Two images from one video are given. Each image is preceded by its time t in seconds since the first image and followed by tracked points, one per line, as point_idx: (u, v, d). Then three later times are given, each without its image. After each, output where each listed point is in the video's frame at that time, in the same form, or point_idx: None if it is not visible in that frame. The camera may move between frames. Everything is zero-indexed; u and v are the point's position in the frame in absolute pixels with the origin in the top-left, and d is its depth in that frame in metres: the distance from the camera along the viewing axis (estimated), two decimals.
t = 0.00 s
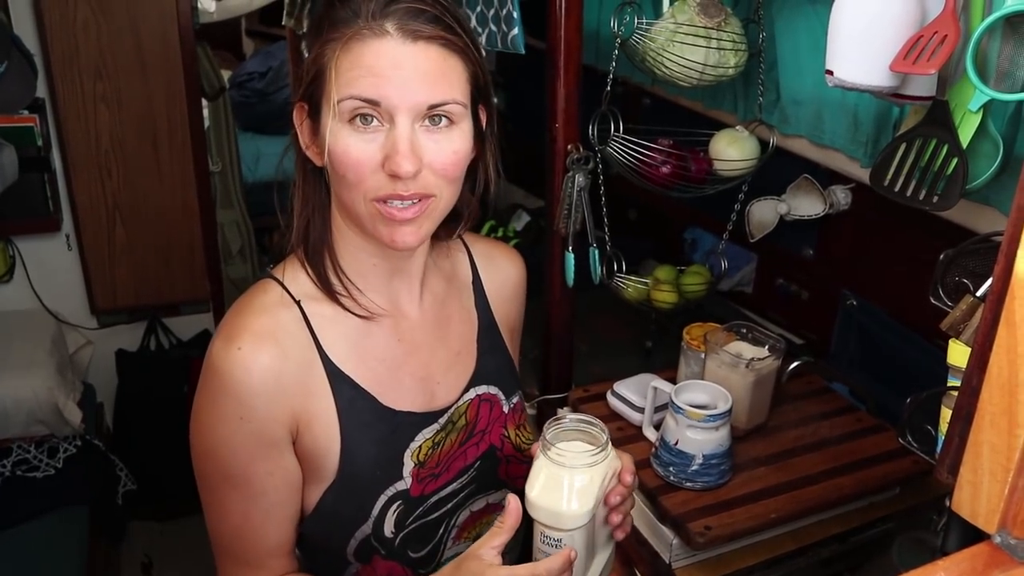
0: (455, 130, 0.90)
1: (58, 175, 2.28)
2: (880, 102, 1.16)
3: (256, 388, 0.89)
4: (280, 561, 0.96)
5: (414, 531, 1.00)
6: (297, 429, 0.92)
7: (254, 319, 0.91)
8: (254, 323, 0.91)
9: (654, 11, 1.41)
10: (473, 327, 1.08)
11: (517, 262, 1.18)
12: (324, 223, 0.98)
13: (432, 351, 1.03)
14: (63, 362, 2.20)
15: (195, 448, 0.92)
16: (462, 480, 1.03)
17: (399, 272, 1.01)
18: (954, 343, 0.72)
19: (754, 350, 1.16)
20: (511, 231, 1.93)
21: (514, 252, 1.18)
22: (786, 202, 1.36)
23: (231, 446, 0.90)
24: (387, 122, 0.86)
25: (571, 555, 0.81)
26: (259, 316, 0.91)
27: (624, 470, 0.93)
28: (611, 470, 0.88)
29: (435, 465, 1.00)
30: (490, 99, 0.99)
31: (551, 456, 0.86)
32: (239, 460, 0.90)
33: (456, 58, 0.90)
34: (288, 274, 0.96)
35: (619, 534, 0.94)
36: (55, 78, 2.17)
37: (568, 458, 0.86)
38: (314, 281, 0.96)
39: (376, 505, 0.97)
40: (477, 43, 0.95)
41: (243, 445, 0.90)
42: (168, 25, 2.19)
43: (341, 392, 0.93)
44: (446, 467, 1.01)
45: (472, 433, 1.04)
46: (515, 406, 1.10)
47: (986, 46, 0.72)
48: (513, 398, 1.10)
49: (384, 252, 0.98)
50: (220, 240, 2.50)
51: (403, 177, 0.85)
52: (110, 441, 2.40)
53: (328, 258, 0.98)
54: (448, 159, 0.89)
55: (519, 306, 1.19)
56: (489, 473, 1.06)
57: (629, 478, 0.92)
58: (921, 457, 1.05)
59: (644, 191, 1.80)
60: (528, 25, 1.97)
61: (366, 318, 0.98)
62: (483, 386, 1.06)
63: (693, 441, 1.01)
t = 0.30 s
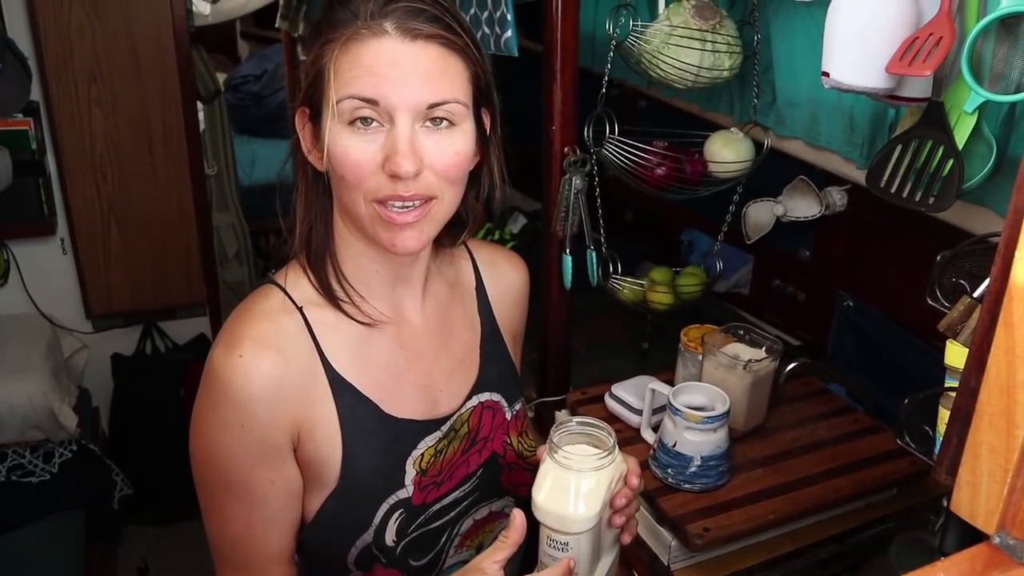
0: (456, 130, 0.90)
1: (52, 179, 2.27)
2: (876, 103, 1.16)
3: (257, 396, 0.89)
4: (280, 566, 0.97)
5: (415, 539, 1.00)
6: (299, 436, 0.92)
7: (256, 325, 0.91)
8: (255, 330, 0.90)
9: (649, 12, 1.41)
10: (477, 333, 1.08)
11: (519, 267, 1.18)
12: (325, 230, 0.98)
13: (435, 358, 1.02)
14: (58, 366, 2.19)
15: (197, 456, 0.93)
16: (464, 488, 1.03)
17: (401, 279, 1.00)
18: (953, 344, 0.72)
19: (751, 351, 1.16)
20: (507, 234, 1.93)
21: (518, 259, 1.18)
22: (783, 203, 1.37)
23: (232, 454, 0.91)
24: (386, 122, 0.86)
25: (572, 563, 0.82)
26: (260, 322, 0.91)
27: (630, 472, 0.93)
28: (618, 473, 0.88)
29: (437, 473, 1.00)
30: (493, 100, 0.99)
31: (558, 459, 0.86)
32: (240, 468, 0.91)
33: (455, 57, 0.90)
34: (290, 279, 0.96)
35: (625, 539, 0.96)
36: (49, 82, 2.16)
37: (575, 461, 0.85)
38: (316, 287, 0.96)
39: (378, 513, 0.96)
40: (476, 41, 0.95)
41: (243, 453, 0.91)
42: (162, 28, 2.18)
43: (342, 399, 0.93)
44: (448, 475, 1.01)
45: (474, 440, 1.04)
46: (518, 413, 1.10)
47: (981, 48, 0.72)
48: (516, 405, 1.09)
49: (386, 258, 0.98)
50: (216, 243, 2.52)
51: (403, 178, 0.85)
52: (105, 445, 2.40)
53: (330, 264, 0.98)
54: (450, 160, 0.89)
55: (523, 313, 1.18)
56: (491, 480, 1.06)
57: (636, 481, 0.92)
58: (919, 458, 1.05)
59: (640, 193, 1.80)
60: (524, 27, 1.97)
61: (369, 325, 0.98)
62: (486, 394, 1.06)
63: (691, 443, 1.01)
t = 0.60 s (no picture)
0: (463, 136, 0.90)
1: (49, 183, 2.26)
2: (873, 106, 1.17)
3: (251, 403, 0.89)
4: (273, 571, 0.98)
5: (409, 546, 1.00)
6: (292, 443, 0.92)
7: (250, 332, 0.91)
8: (249, 337, 0.91)
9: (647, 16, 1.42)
10: (475, 337, 1.08)
11: (519, 269, 1.17)
12: (322, 236, 0.98)
13: (432, 364, 1.02)
14: (55, 370, 2.19)
15: (189, 461, 0.93)
16: (460, 494, 1.03)
17: (397, 285, 1.00)
18: (953, 346, 0.73)
19: (750, 354, 1.16)
20: (505, 237, 1.94)
21: (519, 262, 1.17)
22: (780, 205, 1.37)
23: (225, 461, 0.91)
24: (392, 126, 0.86)
25: None
26: (255, 329, 0.91)
27: (617, 486, 0.93)
28: (603, 489, 0.89)
29: (432, 480, 0.99)
30: (498, 109, 0.99)
31: (540, 475, 0.87)
32: (233, 475, 0.92)
33: (463, 63, 0.91)
34: (285, 283, 0.96)
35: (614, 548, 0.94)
36: (46, 86, 2.16)
37: (557, 476, 0.86)
38: (311, 292, 0.96)
39: (372, 520, 0.97)
40: (483, 49, 0.95)
41: (236, 459, 0.91)
42: (159, 31, 2.18)
43: (337, 406, 0.93)
44: (443, 481, 1.01)
45: (471, 446, 1.04)
46: (516, 418, 1.10)
47: (978, 50, 0.73)
48: (514, 410, 1.10)
49: (383, 264, 0.97)
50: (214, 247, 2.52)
51: (409, 182, 0.85)
52: (103, 449, 2.39)
53: (326, 270, 0.98)
54: (455, 165, 0.89)
55: (524, 316, 1.19)
56: (489, 486, 1.05)
57: (622, 493, 0.92)
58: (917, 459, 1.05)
59: (638, 196, 1.81)
60: (522, 30, 1.97)
61: (365, 331, 0.97)
62: (483, 399, 1.05)
63: (691, 445, 1.01)
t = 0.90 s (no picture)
0: (458, 142, 0.90)
1: (48, 187, 2.26)
2: (873, 110, 1.17)
3: (247, 405, 0.89)
4: None
5: (406, 552, 1.00)
6: (288, 447, 0.92)
7: (247, 334, 0.91)
8: (247, 338, 0.90)
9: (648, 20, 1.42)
10: (474, 342, 1.08)
11: (520, 274, 1.17)
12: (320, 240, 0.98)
13: (431, 369, 1.02)
14: (53, 375, 2.18)
15: (181, 464, 0.93)
16: (458, 499, 1.03)
17: (396, 290, 1.00)
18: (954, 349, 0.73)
19: (751, 358, 1.16)
20: (504, 241, 1.94)
21: (520, 267, 1.17)
22: (780, 210, 1.37)
23: (218, 465, 0.90)
24: (387, 132, 0.85)
25: None
26: (253, 331, 0.91)
27: (610, 491, 0.92)
28: (598, 492, 0.89)
29: (429, 485, 0.99)
30: (494, 114, 0.99)
31: (534, 475, 0.87)
32: (226, 479, 0.91)
33: (458, 68, 0.91)
34: (283, 286, 0.96)
35: (607, 556, 0.93)
36: (45, 90, 2.15)
37: (550, 478, 0.87)
38: (310, 296, 0.96)
39: (369, 526, 0.96)
40: (480, 55, 0.95)
41: (230, 463, 0.90)
42: (158, 35, 2.18)
43: (336, 409, 0.93)
44: (441, 487, 1.01)
45: (469, 451, 1.04)
46: (516, 423, 1.10)
47: (978, 55, 0.73)
48: (514, 415, 1.09)
49: (381, 269, 0.97)
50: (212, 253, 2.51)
51: (403, 188, 0.85)
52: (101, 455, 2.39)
53: (324, 273, 0.98)
54: (450, 170, 0.89)
55: (524, 321, 1.19)
56: (488, 492, 1.05)
57: (617, 499, 0.92)
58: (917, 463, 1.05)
59: (638, 200, 1.81)
60: (522, 34, 1.97)
61: (363, 334, 0.97)
62: (482, 404, 1.05)
63: (692, 450, 1.01)
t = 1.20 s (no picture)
0: (444, 145, 0.90)
1: (52, 192, 2.27)
2: (876, 117, 1.18)
3: (243, 405, 0.89)
4: None
5: (400, 556, 1.00)
6: (281, 449, 0.92)
7: (243, 335, 0.91)
8: (244, 340, 0.91)
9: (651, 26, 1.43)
10: (471, 348, 1.08)
11: (516, 284, 1.17)
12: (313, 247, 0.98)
13: (426, 373, 1.02)
14: (57, 380, 2.19)
15: (174, 464, 0.93)
16: (455, 505, 1.03)
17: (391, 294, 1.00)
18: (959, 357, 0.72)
19: (755, 364, 1.16)
20: (507, 247, 1.94)
21: (515, 278, 1.17)
22: (783, 216, 1.38)
23: (212, 464, 0.90)
24: (372, 140, 0.86)
25: None
26: (250, 332, 0.91)
27: (602, 494, 0.91)
28: (589, 495, 0.89)
29: (425, 490, 0.99)
30: (480, 113, 0.99)
31: (527, 479, 0.87)
32: (219, 479, 0.91)
33: (439, 71, 0.91)
34: (278, 289, 0.97)
35: (598, 559, 0.93)
36: (50, 96, 2.16)
37: (543, 480, 0.87)
38: (305, 301, 0.96)
39: (363, 529, 0.96)
40: (461, 56, 0.95)
41: (223, 463, 0.90)
42: (162, 41, 2.19)
43: (330, 412, 0.93)
44: (438, 492, 1.01)
45: (466, 456, 1.04)
46: (511, 429, 1.10)
47: (982, 62, 0.73)
48: (510, 421, 1.10)
49: (376, 273, 0.97)
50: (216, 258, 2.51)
51: (391, 196, 0.85)
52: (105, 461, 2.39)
53: (318, 278, 0.98)
54: (436, 175, 0.89)
55: (518, 327, 1.18)
56: (485, 499, 1.06)
57: (608, 501, 0.91)
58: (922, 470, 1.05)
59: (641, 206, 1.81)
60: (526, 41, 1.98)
61: (359, 338, 0.98)
62: (478, 409, 1.05)
63: (697, 456, 1.01)
